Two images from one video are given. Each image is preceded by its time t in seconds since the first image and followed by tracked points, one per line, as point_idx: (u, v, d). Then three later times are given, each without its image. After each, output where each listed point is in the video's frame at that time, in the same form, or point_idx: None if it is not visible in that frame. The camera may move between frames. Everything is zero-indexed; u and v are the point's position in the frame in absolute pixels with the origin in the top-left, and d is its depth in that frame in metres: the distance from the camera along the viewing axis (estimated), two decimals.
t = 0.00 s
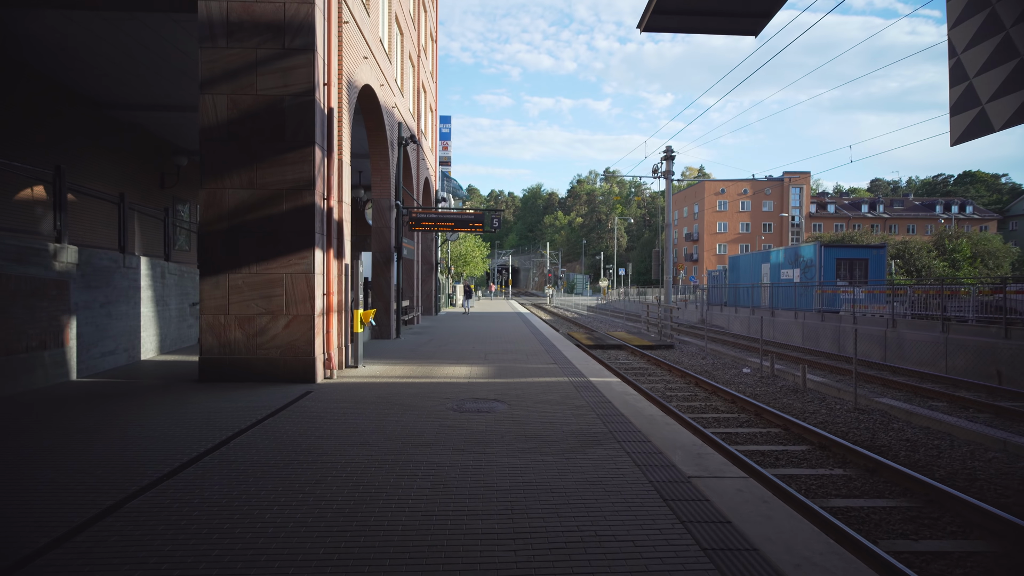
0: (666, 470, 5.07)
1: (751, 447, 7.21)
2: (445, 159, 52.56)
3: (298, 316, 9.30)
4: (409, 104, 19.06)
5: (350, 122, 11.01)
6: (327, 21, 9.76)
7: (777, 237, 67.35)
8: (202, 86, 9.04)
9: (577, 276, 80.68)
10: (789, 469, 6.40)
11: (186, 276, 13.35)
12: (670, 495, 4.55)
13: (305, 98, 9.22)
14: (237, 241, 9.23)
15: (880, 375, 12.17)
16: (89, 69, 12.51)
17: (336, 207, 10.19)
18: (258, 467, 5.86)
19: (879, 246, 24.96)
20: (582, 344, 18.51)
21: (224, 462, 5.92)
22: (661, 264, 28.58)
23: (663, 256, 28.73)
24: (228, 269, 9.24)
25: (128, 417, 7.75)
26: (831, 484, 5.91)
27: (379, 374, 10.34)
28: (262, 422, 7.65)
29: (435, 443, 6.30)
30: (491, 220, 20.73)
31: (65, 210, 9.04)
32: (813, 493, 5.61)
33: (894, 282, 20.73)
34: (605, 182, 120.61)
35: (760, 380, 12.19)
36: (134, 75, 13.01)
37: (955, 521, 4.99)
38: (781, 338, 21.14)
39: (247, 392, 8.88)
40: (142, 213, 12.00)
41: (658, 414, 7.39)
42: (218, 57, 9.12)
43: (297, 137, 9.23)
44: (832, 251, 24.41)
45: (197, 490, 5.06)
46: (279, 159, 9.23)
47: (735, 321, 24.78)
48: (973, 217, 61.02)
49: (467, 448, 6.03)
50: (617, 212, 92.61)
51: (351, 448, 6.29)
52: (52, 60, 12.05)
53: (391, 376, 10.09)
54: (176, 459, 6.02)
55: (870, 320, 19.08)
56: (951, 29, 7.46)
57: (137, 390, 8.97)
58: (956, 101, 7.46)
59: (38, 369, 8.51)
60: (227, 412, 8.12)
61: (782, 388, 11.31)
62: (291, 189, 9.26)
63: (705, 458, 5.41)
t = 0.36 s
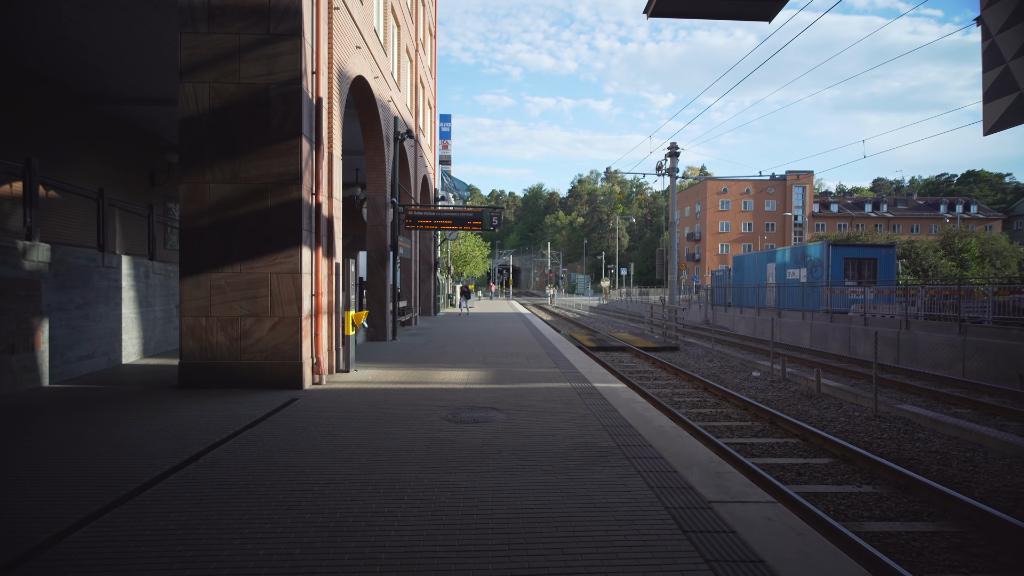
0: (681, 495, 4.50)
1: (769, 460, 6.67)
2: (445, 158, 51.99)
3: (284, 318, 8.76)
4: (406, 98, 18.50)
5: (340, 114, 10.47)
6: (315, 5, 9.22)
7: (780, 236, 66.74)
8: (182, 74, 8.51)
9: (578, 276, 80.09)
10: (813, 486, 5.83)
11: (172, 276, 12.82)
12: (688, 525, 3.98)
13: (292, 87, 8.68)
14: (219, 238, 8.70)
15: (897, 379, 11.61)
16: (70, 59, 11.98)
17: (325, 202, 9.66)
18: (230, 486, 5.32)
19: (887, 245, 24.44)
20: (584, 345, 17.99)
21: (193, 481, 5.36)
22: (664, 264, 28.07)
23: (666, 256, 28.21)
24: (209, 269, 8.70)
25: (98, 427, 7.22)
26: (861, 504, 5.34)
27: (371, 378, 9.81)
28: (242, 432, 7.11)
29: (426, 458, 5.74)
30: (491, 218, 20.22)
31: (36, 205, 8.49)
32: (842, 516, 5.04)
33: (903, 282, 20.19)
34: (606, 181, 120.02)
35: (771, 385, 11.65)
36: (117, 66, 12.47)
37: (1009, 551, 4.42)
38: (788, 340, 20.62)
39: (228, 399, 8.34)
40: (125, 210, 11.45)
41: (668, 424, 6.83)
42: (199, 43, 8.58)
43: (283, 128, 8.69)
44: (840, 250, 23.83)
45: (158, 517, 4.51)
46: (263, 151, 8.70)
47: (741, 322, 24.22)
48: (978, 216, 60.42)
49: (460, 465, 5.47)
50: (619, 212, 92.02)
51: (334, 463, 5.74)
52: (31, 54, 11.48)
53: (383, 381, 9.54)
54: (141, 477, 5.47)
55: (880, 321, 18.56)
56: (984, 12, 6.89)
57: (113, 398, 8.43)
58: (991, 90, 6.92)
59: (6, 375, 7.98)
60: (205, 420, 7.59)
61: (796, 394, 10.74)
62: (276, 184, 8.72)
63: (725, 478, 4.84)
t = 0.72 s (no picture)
0: (707, 525, 3.93)
1: (793, 475, 6.12)
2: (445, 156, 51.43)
3: (270, 320, 8.22)
4: (404, 93, 17.96)
5: (332, 106, 9.95)
6: None
7: (783, 236, 66.24)
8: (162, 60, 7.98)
9: (580, 276, 79.50)
10: (844, 507, 5.27)
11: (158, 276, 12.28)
12: (717, 563, 3.44)
13: (278, 74, 8.15)
14: (200, 234, 8.16)
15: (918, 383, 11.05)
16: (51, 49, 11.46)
17: (316, 197, 9.12)
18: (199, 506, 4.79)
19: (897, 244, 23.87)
20: (588, 347, 17.45)
21: (157, 500, 4.81)
22: (668, 263, 27.51)
23: (671, 255, 27.66)
24: (191, 268, 8.17)
25: (67, 437, 6.69)
26: (902, 529, 4.79)
27: (364, 383, 9.28)
28: (222, 440, 6.57)
29: (417, 474, 5.19)
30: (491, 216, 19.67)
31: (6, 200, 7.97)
32: (883, 543, 4.49)
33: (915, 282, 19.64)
34: (607, 181, 119.46)
35: (785, 390, 11.10)
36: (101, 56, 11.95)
37: None
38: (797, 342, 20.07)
39: (210, 406, 7.79)
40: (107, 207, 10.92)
41: (684, 436, 6.27)
42: (179, 27, 8.04)
43: (270, 117, 8.17)
44: (849, 249, 23.27)
45: (113, 542, 3.96)
46: (248, 143, 8.17)
47: (748, 322, 23.68)
48: (984, 215, 59.91)
49: (453, 483, 4.92)
50: (621, 211, 91.41)
51: (316, 479, 5.19)
52: (8, 45, 10.92)
53: (376, 387, 8.98)
54: (103, 494, 4.92)
55: (893, 322, 18.00)
56: None
57: (86, 404, 7.87)
58: None
59: None
60: (183, 430, 7.06)
61: (813, 400, 10.18)
62: (261, 177, 8.19)
63: (754, 503, 4.28)
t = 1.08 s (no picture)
0: (736, 564, 3.41)
1: (818, 494, 5.59)
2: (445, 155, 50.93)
3: (254, 323, 7.70)
4: (401, 87, 17.43)
5: (322, 96, 9.42)
6: None
7: (786, 236, 65.66)
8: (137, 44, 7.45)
9: (581, 276, 78.94)
10: (881, 532, 4.74)
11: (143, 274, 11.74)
12: None
13: (261, 60, 7.63)
14: (179, 230, 7.63)
15: (939, 388, 10.48)
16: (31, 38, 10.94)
17: (303, 192, 8.59)
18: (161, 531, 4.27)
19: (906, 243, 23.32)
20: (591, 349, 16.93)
21: (113, 526, 4.29)
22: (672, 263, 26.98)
23: (674, 255, 27.13)
24: (169, 266, 7.64)
25: (29, 447, 6.17)
26: (950, 560, 4.25)
27: (355, 389, 8.75)
28: (195, 453, 6.04)
29: (405, 496, 4.66)
30: (491, 214, 19.14)
31: None
32: None
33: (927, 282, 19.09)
34: (609, 180, 118.88)
35: (799, 396, 10.56)
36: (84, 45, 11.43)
37: None
38: (804, 344, 19.53)
39: (187, 414, 7.25)
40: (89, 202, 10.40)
41: (700, 450, 5.70)
42: (156, 9, 7.51)
43: (253, 106, 7.64)
44: (858, 249, 22.70)
45: None
46: (229, 133, 7.65)
47: (754, 324, 23.13)
48: (989, 215, 59.32)
49: (445, 507, 4.39)
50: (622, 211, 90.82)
51: (291, 500, 4.66)
52: None
53: (367, 394, 8.43)
54: (53, 519, 4.39)
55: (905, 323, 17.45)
56: None
57: (54, 413, 7.34)
58: None
59: None
60: (157, 440, 6.52)
61: (830, 408, 9.61)
62: (244, 170, 7.67)
63: (787, 537, 3.74)
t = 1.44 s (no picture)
0: None
1: (850, 517, 5.04)
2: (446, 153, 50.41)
3: (234, 326, 7.15)
4: (398, 81, 16.89)
5: (310, 85, 8.88)
6: None
7: (789, 236, 65.08)
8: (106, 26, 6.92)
9: (583, 276, 78.43)
10: (925, 565, 4.20)
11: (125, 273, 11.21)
12: None
13: (241, 43, 7.09)
14: (152, 226, 7.09)
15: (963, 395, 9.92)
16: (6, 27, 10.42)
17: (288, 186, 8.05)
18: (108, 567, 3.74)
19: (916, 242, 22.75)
20: (593, 351, 16.39)
21: (55, 561, 3.77)
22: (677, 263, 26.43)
23: (679, 254, 26.58)
24: (143, 265, 7.08)
25: None
26: None
27: (344, 397, 8.21)
28: (163, 471, 5.50)
29: (389, 525, 4.12)
30: (490, 211, 18.59)
31: None
32: None
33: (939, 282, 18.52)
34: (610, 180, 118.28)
35: (814, 403, 10.02)
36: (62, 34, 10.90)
37: None
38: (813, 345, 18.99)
39: (159, 424, 6.71)
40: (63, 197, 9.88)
41: (719, 468, 5.14)
42: None
43: (232, 93, 7.11)
44: (868, 248, 22.14)
45: None
46: (206, 122, 7.11)
47: (760, 325, 22.58)
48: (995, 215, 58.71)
49: (432, 540, 3.85)
50: (624, 211, 90.26)
51: (260, 530, 4.13)
52: None
53: (356, 402, 7.87)
54: None
55: (917, 324, 16.89)
56: None
57: (18, 423, 6.81)
58: None
59: None
60: (124, 453, 6.00)
61: (849, 416, 9.06)
62: (223, 162, 7.14)
63: None
